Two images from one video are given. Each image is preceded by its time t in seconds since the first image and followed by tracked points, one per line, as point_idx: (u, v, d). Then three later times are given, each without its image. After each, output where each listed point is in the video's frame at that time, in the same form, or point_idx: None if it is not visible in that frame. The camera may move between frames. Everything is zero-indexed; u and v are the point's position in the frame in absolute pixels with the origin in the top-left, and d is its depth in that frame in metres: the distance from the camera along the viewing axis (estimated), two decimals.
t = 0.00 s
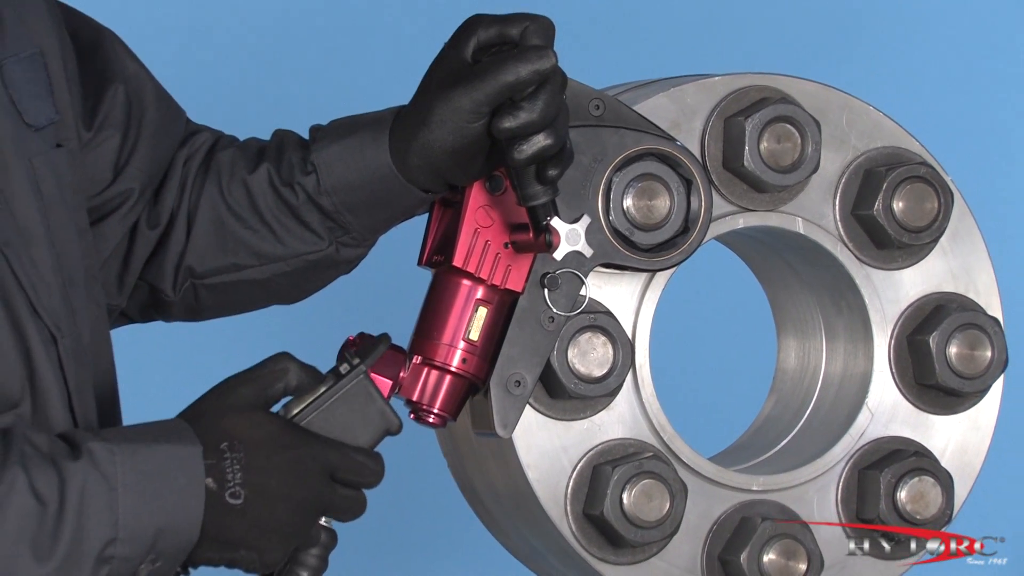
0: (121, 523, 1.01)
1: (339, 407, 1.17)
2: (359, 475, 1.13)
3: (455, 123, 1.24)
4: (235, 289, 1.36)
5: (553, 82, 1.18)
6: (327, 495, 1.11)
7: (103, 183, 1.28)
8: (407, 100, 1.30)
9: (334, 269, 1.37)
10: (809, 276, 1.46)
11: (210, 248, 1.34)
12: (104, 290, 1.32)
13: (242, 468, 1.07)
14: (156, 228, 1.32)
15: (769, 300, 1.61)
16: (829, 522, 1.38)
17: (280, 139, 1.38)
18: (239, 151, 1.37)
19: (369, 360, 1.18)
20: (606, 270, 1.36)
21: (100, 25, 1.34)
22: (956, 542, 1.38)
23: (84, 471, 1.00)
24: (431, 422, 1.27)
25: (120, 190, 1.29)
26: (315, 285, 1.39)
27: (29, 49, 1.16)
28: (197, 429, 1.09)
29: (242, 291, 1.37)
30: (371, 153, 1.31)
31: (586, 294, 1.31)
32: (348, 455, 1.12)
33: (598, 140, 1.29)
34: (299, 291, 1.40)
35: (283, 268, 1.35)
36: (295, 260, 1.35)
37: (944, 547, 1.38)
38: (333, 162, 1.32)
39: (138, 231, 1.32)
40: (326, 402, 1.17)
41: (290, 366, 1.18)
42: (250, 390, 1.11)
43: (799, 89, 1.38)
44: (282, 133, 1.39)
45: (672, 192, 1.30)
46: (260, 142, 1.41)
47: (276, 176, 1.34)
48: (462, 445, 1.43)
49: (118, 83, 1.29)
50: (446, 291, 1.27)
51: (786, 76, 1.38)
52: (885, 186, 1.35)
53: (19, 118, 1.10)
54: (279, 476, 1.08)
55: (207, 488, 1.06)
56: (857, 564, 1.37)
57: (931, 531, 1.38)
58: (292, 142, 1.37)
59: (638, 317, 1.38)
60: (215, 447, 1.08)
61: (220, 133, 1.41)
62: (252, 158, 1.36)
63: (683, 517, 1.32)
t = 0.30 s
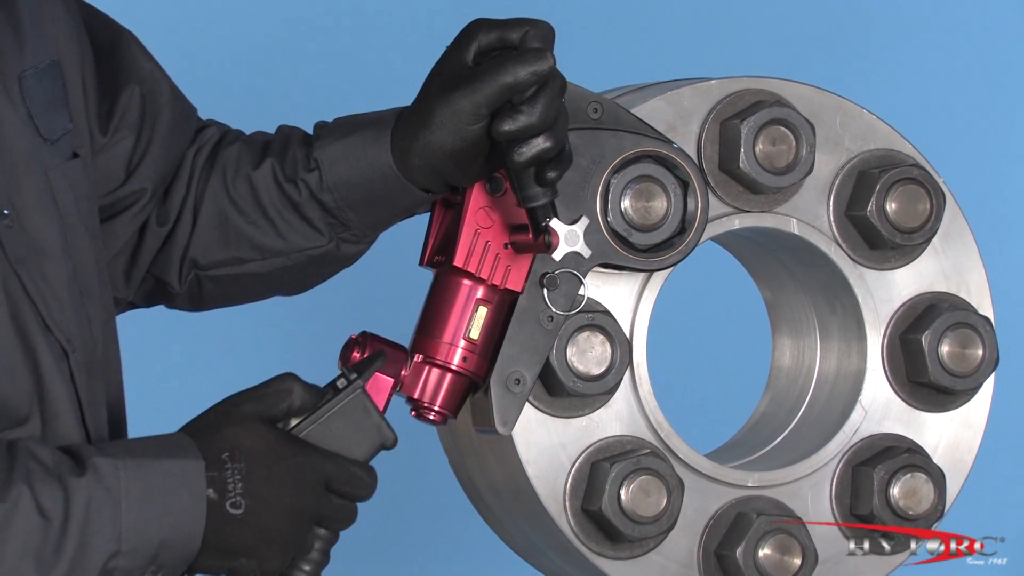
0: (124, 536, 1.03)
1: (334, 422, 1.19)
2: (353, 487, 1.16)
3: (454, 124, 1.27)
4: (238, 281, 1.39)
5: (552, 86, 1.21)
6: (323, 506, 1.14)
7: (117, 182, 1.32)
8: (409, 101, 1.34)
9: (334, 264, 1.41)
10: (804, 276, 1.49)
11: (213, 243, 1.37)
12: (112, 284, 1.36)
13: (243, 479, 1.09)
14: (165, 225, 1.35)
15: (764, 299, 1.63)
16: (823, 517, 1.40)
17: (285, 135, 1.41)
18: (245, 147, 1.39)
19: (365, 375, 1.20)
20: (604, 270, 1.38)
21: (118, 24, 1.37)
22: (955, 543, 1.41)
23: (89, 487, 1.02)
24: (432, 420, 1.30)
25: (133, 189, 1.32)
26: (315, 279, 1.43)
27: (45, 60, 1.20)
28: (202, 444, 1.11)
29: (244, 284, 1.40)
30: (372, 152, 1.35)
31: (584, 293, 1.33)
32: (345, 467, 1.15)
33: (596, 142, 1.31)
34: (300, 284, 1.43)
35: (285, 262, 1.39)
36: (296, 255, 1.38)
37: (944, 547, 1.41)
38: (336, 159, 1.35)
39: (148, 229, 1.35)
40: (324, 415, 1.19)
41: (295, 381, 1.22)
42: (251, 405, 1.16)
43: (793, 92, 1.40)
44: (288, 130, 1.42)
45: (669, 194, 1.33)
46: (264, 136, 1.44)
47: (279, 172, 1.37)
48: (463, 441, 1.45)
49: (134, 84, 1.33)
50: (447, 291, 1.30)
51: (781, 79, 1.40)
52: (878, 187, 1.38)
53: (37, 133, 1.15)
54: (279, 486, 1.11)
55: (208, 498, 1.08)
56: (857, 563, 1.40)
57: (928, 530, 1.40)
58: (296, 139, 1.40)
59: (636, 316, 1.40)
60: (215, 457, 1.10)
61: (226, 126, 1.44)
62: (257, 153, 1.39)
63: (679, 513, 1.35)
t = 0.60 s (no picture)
0: (120, 538, 1.06)
1: (328, 422, 1.21)
2: (345, 486, 1.17)
3: (455, 127, 1.29)
4: (239, 275, 1.43)
5: (551, 89, 1.24)
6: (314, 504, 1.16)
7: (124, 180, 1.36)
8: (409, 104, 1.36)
9: (334, 261, 1.45)
10: (798, 276, 1.51)
11: (212, 237, 1.41)
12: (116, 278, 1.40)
13: (236, 477, 1.12)
14: (169, 221, 1.39)
15: (760, 298, 1.65)
16: (818, 511, 1.43)
17: (288, 131, 1.45)
18: (248, 143, 1.43)
19: (356, 378, 1.22)
20: (602, 270, 1.41)
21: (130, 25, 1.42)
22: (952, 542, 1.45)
23: (84, 492, 1.05)
24: (433, 417, 1.33)
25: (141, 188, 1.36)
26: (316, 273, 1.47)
27: (53, 69, 1.24)
28: (195, 443, 1.13)
29: (245, 277, 1.44)
30: (374, 152, 1.38)
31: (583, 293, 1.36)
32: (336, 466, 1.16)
33: (594, 144, 1.34)
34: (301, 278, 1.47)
35: (285, 257, 1.42)
36: (296, 251, 1.42)
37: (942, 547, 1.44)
38: (338, 159, 1.39)
39: (152, 226, 1.39)
40: (315, 415, 1.21)
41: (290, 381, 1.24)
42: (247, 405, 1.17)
43: (787, 95, 1.43)
44: (290, 126, 1.46)
45: (666, 195, 1.35)
46: (267, 131, 1.47)
47: (282, 169, 1.40)
48: (463, 437, 1.48)
49: (143, 86, 1.36)
50: (447, 291, 1.32)
51: (776, 82, 1.43)
52: (871, 189, 1.40)
53: (46, 142, 1.18)
54: (272, 483, 1.13)
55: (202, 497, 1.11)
56: (857, 562, 1.43)
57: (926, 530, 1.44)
58: (299, 137, 1.43)
59: (633, 315, 1.42)
60: (210, 456, 1.12)
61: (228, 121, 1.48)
62: (259, 150, 1.43)
63: (676, 508, 1.37)
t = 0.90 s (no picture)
0: (115, 530, 1.08)
1: (312, 407, 1.24)
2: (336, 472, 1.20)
3: (454, 129, 1.32)
4: (238, 265, 1.47)
5: (549, 93, 1.26)
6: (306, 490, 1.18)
7: (126, 175, 1.38)
8: (410, 107, 1.39)
9: (332, 254, 1.48)
10: (792, 276, 1.54)
11: (212, 229, 1.44)
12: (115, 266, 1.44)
13: (227, 466, 1.15)
14: (169, 213, 1.42)
15: (754, 297, 1.68)
16: (810, 507, 1.45)
17: (287, 125, 1.48)
18: (249, 137, 1.46)
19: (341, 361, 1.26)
20: (599, 270, 1.43)
21: (135, 22, 1.44)
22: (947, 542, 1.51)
23: (78, 488, 1.07)
24: (433, 415, 1.35)
25: (142, 183, 1.39)
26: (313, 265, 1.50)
27: (52, 73, 1.26)
28: (183, 433, 1.15)
29: (244, 269, 1.48)
30: (375, 151, 1.41)
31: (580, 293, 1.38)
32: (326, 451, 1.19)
33: (592, 147, 1.36)
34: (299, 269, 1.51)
35: (284, 250, 1.46)
36: (295, 245, 1.46)
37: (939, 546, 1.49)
38: (339, 156, 1.42)
39: (152, 219, 1.42)
40: (300, 400, 1.24)
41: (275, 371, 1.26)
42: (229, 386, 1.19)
43: (781, 98, 1.45)
44: (291, 120, 1.49)
45: (662, 197, 1.38)
46: (268, 124, 1.50)
47: (283, 165, 1.43)
48: (463, 434, 1.50)
49: (145, 82, 1.39)
50: (447, 290, 1.35)
51: (769, 85, 1.45)
52: (864, 190, 1.43)
53: (45, 148, 1.20)
54: (263, 471, 1.16)
55: (195, 485, 1.13)
56: (858, 562, 1.46)
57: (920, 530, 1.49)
58: (301, 133, 1.46)
59: (630, 314, 1.45)
60: (200, 445, 1.14)
61: (229, 114, 1.50)
62: (261, 144, 1.46)
63: (672, 504, 1.40)
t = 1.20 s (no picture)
0: (112, 518, 1.12)
1: (305, 396, 1.29)
2: (327, 460, 1.24)
3: (454, 132, 1.35)
4: (239, 263, 1.50)
5: (548, 96, 1.29)
6: (296, 479, 1.22)
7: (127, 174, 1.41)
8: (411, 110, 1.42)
9: (331, 252, 1.51)
10: (786, 276, 1.56)
11: (214, 227, 1.47)
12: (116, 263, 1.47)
13: (220, 452, 1.18)
14: (170, 211, 1.45)
15: (748, 297, 1.70)
16: (804, 503, 1.48)
17: (289, 126, 1.50)
18: (251, 137, 1.48)
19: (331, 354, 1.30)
20: (596, 271, 1.46)
21: (136, 22, 1.47)
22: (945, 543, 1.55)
23: (74, 477, 1.10)
24: (433, 412, 1.37)
25: (143, 181, 1.41)
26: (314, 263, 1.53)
27: (51, 75, 1.28)
28: (177, 422, 1.19)
29: (245, 266, 1.51)
30: (376, 152, 1.44)
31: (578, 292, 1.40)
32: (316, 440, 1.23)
33: (589, 150, 1.39)
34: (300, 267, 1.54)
35: (285, 248, 1.49)
36: (295, 244, 1.49)
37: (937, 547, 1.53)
38: (340, 156, 1.44)
39: (154, 216, 1.45)
40: (292, 392, 1.28)
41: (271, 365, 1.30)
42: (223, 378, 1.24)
43: (776, 101, 1.48)
44: (294, 121, 1.51)
45: (658, 198, 1.40)
46: (270, 123, 1.52)
47: (285, 164, 1.46)
48: (463, 432, 1.53)
49: (146, 83, 1.41)
50: (447, 290, 1.37)
51: (763, 88, 1.48)
52: (857, 191, 1.45)
53: (42, 150, 1.22)
54: (255, 457, 1.19)
55: (189, 471, 1.17)
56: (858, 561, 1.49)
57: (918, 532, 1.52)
58: (302, 132, 1.49)
59: (626, 314, 1.47)
60: (194, 432, 1.18)
61: (231, 114, 1.52)
62: (263, 144, 1.48)
63: (668, 500, 1.42)
